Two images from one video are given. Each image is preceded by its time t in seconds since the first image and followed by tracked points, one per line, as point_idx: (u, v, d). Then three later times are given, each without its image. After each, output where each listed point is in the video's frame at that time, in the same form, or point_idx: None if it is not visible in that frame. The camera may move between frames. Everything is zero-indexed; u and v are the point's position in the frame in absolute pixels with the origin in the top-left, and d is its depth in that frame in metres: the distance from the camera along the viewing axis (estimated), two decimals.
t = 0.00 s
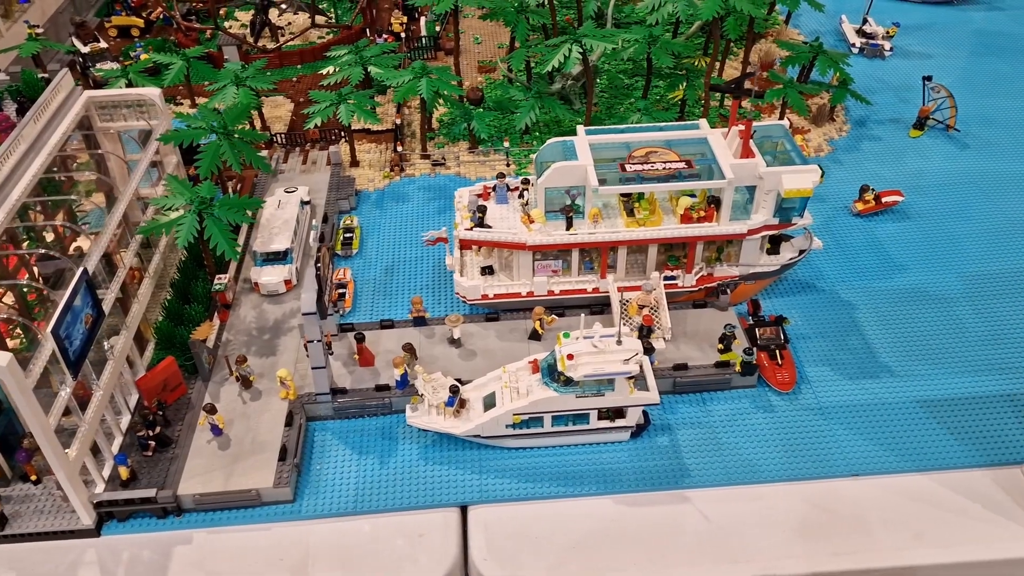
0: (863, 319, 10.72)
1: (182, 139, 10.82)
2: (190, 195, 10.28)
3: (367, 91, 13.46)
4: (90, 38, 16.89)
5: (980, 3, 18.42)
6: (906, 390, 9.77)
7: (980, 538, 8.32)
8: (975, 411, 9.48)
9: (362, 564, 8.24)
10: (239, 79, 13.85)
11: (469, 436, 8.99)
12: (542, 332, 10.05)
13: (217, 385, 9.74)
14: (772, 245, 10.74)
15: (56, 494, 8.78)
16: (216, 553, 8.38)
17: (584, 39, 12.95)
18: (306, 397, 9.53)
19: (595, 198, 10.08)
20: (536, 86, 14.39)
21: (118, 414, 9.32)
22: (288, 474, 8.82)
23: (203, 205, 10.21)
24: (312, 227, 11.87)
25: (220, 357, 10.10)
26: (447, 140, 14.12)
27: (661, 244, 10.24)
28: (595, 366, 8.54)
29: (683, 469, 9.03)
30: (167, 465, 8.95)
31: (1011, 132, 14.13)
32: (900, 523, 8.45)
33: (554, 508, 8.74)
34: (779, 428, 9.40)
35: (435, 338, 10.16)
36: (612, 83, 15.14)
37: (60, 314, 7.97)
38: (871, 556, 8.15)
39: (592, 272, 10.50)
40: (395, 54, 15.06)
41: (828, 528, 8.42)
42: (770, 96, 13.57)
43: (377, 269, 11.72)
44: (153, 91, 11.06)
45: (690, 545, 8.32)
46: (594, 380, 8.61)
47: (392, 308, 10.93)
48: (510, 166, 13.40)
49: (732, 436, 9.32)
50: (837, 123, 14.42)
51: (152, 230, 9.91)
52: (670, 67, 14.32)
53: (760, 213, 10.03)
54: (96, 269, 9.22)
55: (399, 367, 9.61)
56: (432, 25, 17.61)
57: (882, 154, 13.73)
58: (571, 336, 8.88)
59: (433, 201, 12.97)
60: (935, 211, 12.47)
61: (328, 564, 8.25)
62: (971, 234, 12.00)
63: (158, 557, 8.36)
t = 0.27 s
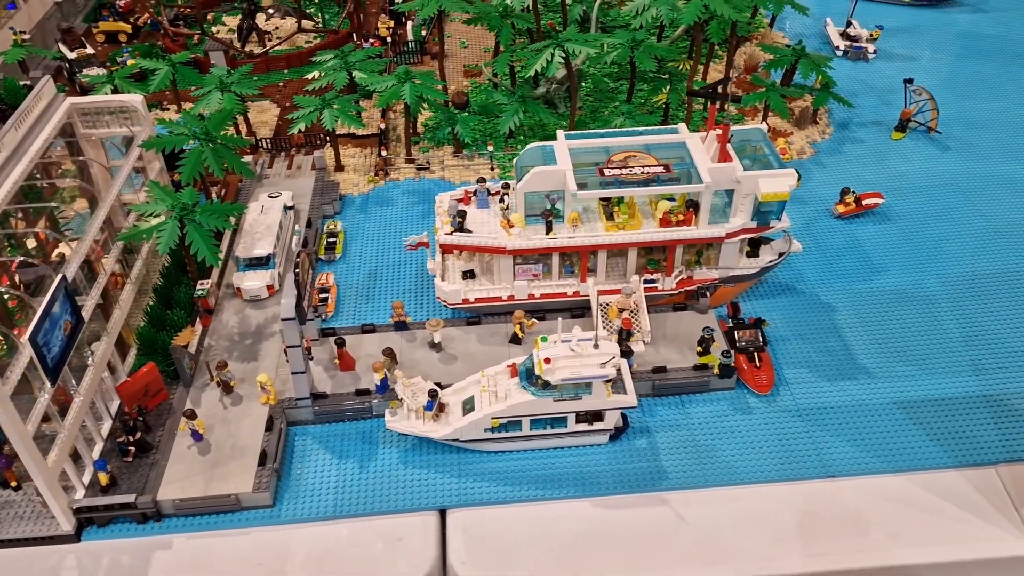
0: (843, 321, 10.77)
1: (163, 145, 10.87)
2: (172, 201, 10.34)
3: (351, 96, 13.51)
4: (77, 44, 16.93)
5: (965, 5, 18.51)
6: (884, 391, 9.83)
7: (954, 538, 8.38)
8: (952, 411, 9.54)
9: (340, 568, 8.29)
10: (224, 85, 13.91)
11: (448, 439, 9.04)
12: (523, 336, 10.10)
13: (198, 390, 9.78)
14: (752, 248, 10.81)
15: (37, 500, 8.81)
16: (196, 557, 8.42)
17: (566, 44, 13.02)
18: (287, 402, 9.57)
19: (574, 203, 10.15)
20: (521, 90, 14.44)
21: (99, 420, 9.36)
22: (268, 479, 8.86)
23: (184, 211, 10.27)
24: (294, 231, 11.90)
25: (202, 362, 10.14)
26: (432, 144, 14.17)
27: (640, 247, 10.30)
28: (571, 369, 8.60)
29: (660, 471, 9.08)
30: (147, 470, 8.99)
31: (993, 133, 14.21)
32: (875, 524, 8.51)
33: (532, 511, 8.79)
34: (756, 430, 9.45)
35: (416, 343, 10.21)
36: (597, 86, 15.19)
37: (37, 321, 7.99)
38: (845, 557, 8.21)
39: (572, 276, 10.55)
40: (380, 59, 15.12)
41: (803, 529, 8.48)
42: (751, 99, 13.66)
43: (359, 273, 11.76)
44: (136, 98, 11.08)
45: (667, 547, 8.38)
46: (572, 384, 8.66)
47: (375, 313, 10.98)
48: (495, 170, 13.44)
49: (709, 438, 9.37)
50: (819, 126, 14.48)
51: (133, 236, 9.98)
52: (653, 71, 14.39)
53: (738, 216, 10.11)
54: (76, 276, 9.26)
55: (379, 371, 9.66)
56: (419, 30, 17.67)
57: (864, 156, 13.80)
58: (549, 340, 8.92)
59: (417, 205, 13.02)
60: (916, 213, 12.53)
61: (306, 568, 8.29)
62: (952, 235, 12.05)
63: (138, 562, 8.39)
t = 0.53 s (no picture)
0: (812, 323, 10.87)
1: (135, 150, 10.90)
2: (143, 207, 10.36)
3: (327, 101, 13.57)
4: (56, 48, 16.94)
5: (942, 8, 18.63)
6: (850, 394, 9.93)
7: (917, 539, 8.45)
8: (916, 413, 9.67)
9: (307, 572, 8.34)
10: (200, 90, 13.94)
11: (416, 443, 9.09)
12: (493, 339, 10.15)
13: (169, 395, 9.82)
14: (722, 251, 10.88)
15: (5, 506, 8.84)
16: (163, 562, 8.45)
17: (541, 48, 13.08)
18: (257, 407, 9.61)
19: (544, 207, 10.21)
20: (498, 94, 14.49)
21: (69, 425, 9.39)
22: (236, 483, 8.90)
23: (155, 216, 10.29)
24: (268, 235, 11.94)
25: (174, 367, 10.17)
26: (409, 148, 14.21)
27: (610, 251, 10.37)
28: (537, 373, 8.66)
29: (627, 474, 9.15)
30: (116, 476, 9.03)
31: (965, 136, 14.32)
32: (839, 525, 8.59)
33: (499, 514, 8.84)
34: (723, 432, 9.54)
35: (387, 346, 10.26)
36: (575, 90, 15.25)
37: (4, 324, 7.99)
38: (808, 558, 8.28)
39: (543, 279, 10.60)
40: (358, 64, 15.16)
41: (767, 531, 8.55)
42: (725, 103, 13.76)
43: (333, 277, 11.80)
44: (109, 104, 11.14)
45: (632, 549, 8.44)
46: (537, 387, 8.72)
47: (347, 317, 11.01)
48: (471, 174, 13.49)
49: (676, 440, 9.46)
50: (795, 129, 14.55)
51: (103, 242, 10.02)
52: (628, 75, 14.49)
53: (706, 220, 10.18)
54: (45, 281, 9.26)
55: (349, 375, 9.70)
56: (399, 34, 17.71)
57: (838, 159, 13.89)
58: (516, 344, 9.02)
59: (392, 209, 13.06)
60: (887, 215, 12.63)
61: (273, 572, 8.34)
62: (922, 237, 12.17)
63: (106, 567, 8.43)
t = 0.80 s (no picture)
0: (779, 327, 10.97)
1: (106, 156, 10.95)
2: (113, 212, 10.40)
3: (302, 106, 13.65)
4: (37, 53, 16.97)
5: (920, 13, 18.76)
6: (815, 396, 10.03)
7: (875, 541, 8.53)
8: (880, 417, 9.76)
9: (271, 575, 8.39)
10: (177, 94, 14.00)
11: (382, 447, 9.16)
12: (461, 344, 10.23)
13: (138, 400, 9.86)
14: (691, 255, 10.96)
15: None
16: (128, 566, 8.50)
17: (515, 53, 13.17)
18: (225, 411, 9.67)
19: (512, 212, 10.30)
20: (474, 98, 14.57)
21: (37, 430, 9.43)
22: (202, 487, 8.96)
23: (125, 221, 10.33)
24: (242, 240, 11.99)
25: (144, 371, 10.21)
26: (385, 153, 14.28)
27: (578, 256, 10.45)
28: (500, 378, 8.73)
29: (591, 477, 9.22)
30: (83, 480, 9.07)
31: (939, 140, 14.42)
32: (800, 528, 8.66)
33: (464, 517, 8.91)
34: (688, 436, 9.63)
35: (356, 351, 10.32)
36: (552, 94, 15.32)
37: None
38: (768, 561, 8.36)
39: (512, 284, 10.68)
40: (336, 68, 15.23)
41: (728, 533, 8.63)
42: (699, 107, 13.87)
43: (307, 282, 11.87)
44: (82, 110, 11.20)
45: (594, 552, 8.51)
46: (501, 392, 8.79)
47: (319, 321, 11.08)
48: (446, 178, 13.56)
49: (641, 444, 9.53)
50: (770, 133, 14.65)
51: (73, 248, 10.05)
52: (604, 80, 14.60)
53: (673, 225, 10.28)
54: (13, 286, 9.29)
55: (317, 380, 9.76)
56: (379, 38, 17.77)
57: (812, 163, 13.98)
58: (481, 349, 9.10)
59: (367, 213, 13.12)
60: (858, 219, 12.73)
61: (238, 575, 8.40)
62: (892, 241, 12.27)
63: (71, 571, 8.47)
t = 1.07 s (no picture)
0: (748, 330, 11.02)
1: (76, 158, 10.96)
2: (81, 214, 10.43)
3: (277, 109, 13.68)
4: (16, 54, 16.95)
5: (899, 16, 18.84)
6: (781, 400, 10.08)
7: (835, 544, 8.58)
8: (844, 420, 9.82)
9: None
10: (153, 97, 14.00)
11: (346, 450, 9.20)
12: (429, 346, 10.22)
13: (105, 402, 9.88)
14: (660, 258, 11.00)
15: None
16: (91, 568, 8.52)
17: (489, 57, 13.19)
18: (192, 413, 9.69)
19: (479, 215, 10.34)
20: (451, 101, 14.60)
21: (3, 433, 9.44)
22: (166, 490, 8.97)
23: (93, 224, 10.35)
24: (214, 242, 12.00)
25: (112, 374, 10.23)
26: (362, 155, 14.31)
27: (547, 259, 10.49)
28: (463, 381, 8.77)
29: (555, 480, 9.26)
30: (48, 483, 9.09)
31: (912, 144, 14.51)
32: (761, 531, 8.71)
33: (427, 520, 8.94)
34: (653, 439, 9.67)
35: (325, 353, 10.35)
36: (530, 97, 15.34)
37: None
38: (727, 563, 8.41)
39: (481, 287, 10.73)
40: (314, 71, 15.25)
41: (689, 536, 8.67)
42: (673, 111, 13.93)
43: (279, 284, 11.89)
44: (52, 112, 11.16)
45: (555, 554, 8.54)
46: (464, 395, 8.83)
47: (289, 324, 11.12)
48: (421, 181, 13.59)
49: (606, 446, 9.58)
50: (745, 136, 14.71)
51: (41, 250, 10.05)
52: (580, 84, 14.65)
53: (640, 229, 10.33)
54: None
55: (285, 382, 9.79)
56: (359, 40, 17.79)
57: (786, 166, 14.03)
58: (445, 352, 9.14)
59: (342, 215, 13.14)
60: (830, 223, 12.80)
61: None
62: (862, 245, 12.34)
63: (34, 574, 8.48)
